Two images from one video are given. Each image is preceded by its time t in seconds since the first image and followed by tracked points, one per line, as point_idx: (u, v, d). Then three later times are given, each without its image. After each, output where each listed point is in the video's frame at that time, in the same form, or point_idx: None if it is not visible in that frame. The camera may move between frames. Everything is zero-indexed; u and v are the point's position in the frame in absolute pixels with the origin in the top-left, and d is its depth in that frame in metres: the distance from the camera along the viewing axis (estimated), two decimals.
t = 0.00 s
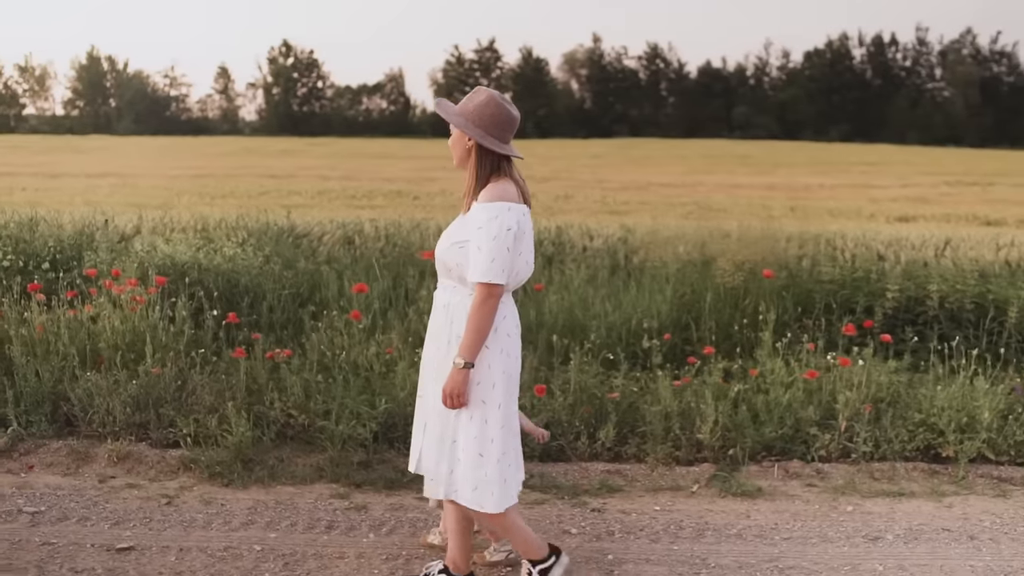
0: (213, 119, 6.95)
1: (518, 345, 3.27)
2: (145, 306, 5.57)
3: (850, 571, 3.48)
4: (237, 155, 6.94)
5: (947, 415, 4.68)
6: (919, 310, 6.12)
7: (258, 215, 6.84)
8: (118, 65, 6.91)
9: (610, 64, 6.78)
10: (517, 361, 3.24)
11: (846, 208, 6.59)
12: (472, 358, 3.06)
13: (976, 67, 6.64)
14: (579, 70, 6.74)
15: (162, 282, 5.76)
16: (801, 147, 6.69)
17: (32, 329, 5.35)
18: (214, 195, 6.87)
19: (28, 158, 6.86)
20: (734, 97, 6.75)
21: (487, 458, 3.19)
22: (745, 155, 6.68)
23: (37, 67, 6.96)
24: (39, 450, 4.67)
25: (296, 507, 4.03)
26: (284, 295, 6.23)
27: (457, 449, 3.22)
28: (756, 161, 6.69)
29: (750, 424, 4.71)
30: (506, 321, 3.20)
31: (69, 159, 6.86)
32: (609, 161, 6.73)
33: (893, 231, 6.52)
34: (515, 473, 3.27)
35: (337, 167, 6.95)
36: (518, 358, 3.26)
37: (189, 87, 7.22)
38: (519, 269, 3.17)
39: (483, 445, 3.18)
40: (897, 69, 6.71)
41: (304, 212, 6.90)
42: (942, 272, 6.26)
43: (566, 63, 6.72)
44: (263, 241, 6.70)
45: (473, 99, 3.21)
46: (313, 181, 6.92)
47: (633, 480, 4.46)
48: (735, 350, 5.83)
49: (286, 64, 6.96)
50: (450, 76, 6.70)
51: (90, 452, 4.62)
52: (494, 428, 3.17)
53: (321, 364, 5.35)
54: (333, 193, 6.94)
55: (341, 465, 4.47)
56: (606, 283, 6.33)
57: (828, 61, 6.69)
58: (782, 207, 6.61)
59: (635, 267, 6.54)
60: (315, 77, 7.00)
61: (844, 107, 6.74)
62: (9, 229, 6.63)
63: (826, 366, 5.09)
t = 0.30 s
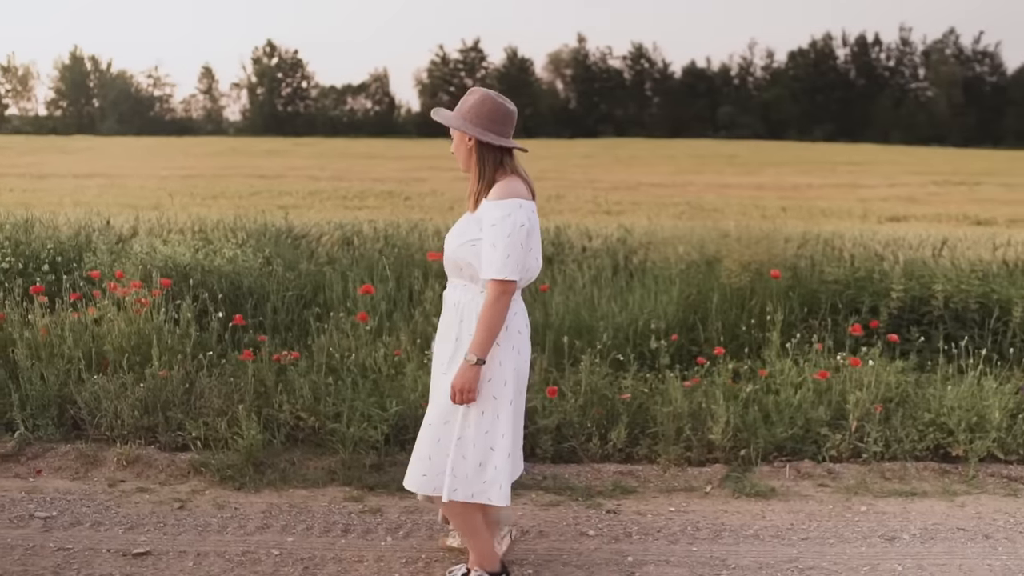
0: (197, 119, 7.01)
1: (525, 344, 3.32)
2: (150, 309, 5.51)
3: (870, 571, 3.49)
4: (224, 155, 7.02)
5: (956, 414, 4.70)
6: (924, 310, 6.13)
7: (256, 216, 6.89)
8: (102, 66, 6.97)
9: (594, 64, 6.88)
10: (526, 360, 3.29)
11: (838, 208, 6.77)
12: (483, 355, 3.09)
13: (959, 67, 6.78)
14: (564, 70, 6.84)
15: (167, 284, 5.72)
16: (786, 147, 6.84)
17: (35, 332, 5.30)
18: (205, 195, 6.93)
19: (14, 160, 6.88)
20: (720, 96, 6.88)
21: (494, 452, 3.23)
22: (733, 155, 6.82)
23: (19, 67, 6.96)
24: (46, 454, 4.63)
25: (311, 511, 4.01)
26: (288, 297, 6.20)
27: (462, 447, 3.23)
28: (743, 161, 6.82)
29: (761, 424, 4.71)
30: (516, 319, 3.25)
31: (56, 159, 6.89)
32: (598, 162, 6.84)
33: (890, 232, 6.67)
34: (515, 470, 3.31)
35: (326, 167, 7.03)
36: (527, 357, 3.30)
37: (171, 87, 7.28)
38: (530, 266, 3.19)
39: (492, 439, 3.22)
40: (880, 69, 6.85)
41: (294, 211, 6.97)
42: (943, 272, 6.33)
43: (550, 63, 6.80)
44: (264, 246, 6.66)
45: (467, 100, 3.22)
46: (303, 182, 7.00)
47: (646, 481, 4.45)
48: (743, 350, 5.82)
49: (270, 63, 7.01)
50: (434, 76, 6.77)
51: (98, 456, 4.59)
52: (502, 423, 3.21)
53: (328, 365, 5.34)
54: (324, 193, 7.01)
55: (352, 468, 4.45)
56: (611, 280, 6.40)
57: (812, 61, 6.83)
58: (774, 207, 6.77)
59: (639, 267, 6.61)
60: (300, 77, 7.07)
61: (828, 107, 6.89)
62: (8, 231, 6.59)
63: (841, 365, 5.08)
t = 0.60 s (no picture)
0: (182, 119, 7.03)
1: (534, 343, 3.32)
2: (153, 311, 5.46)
3: (889, 570, 3.50)
4: (210, 155, 7.04)
5: (966, 413, 4.73)
6: (928, 309, 6.15)
7: (254, 218, 6.93)
8: (86, 66, 6.98)
9: (579, 64, 6.94)
10: (534, 358, 3.29)
11: (835, 207, 6.86)
12: (497, 355, 3.08)
13: (942, 67, 6.91)
14: (549, 69, 6.90)
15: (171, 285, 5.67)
16: (771, 146, 6.95)
17: (39, 334, 5.26)
18: (195, 195, 6.94)
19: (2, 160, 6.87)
20: (705, 96, 6.98)
21: (505, 450, 3.22)
22: (720, 155, 6.93)
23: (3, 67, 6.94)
24: (55, 457, 4.60)
25: (326, 513, 3.99)
26: (292, 298, 6.16)
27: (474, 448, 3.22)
28: (729, 160, 6.94)
29: (773, 424, 4.71)
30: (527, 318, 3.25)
31: (42, 160, 6.90)
32: (586, 162, 6.93)
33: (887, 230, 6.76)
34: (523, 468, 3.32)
35: (314, 167, 7.04)
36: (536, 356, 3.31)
37: (155, 87, 7.30)
38: (541, 264, 3.18)
39: (504, 437, 3.20)
40: (865, 69, 6.98)
41: (284, 210, 7.01)
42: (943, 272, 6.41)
43: (535, 63, 6.87)
44: (264, 246, 6.63)
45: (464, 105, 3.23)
46: (290, 182, 7.03)
47: (658, 481, 4.45)
48: (750, 349, 5.82)
49: (255, 63, 7.03)
50: (420, 76, 6.97)
51: (107, 459, 4.56)
52: (513, 421, 3.21)
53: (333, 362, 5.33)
54: (316, 194, 7.04)
55: (363, 469, 4.44)
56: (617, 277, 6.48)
57: (797, 61, 6.95)
58: (764, 207, 6.88)
59: (645, 266, 6.69)
60: (285, 77, 7.10)
61: (813, 106, 7.00)
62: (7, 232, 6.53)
63: (851, 365, 5.09)
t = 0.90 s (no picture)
0: (167, 120, 6.96)
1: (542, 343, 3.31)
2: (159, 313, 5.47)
3: (909, 570, 3.50)
4: (199, 155, 6.97)
5: (976, 412, 4.76)
6: (934, 309, 6.16)
7: (253, 219, 6.84)
8: (70, 66, 6.89)
9: (565, 64, 6.97)
10: (543, 359, 3.28)
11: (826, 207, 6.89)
12: (507, 362, 3.07)
13: (926, 67, 6.95)
14: (535, 70, 6.92)
15: (178, 286, 5.66)
16: (757, 146, 6.97)
17: (44, 336, 5.23)
18: (186, 196, 6.85)
19: None
20: (689, 96, 7.01)
21: (521, 453, 3.21)
22: (708, 155, 6.94)
23: None
24: (64, 461, 4.57)
25: (341, 516, 3.97)
26: (298, 300, 6.15)
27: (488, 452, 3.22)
28: (719, 159, 6.95)
29: (784, 425, 4.72)
30: (533, 320, 3.23)
31: (30, 160, 6.82)
32: (576, 162, 6.93)
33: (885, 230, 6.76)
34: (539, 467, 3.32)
35: (302, 167, 6.98)
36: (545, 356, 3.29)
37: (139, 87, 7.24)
38: (542, 266, 3.17)
39: (518, 441, 3.20)
40: (849, 69, 7.01)
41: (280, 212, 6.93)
42: (944, 272, 6.40)
43: (521, 63, 6.89)
44: (265, 248, 6.59)
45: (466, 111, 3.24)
46: (279, 182, 6.96)
47: (672, 482, 4.45)
48: (758, 349, 5.86)
49: (240, 64, 6.99)
50: (405, 76, 6.99)
51: (117, 462, 4.53)
52: (527, 424, 3.20)
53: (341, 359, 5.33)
54: (307, 194, 6.97)
55: (376, 472, 4.42)
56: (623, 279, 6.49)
57: (782, 61, 6.97)
58: (758, 207, 6.85)
59: (652, 267, 6.68)
60: (270, 77, 7.07)
61: (796, 105, 7.04)
62: (7, 234, 6.48)
63: (861, 365, 5.12)
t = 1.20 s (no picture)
0: (152, 120, 7.07)
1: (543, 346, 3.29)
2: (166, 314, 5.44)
3: (928, 569, 3.52)
4: (187, 155, 7.08)
5: (986, 412, 4.79)
6: (939, 309, 6.19)
7: (254, 219, 6.90)
8: (54, 66, 6.96)
9: (551, 64, 7.11)
10: (544, 362, 3.28)
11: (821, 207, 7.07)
12: (505, 369, 3.07)
13: (911, 67, 7.15)
14: (521, 69, 7.06)
15: (185, 288, 5.64)
16: (740, 145, 7.18)
17: (50, 340, 5.20)
18: (179, 196, 6.96)
19: None
20: (676, 96, 7.21)
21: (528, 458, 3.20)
22: (696, 154, 7.16)
23: None
24: (75, 465, 4.54)
25: (358, 519, 3.96)
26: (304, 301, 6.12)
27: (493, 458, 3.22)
28: (706, 159, 7.17)
29: (797, 426, 4.74)
30: (531, 325, 3.22)
31: (14, 161, 6.88)
32: (565, 163, 7.08)
33: (883, 231, 6.85)
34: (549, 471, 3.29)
35: (291, 167, 7.10)
36: (546, 359, 3.28)
37: (123, 87, 7.33)
38: (541, 272, 3.16)
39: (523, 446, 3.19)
40: (835, 69, 7.22)
41: (264, 213, 7.01)
42: (949, 272, 6.48)
43: (508, 63, 7.02)
44: (268, 250, 6.54)
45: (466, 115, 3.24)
46: (267, 183, 7.07)
47: (686, 482, 4.46)
48: (766, 349, 5.87)
49: (225, 64, 7.11)
50: (392, 76, 7.13)
51: (129, 466, 4.50)
52: (533, 428, 3.20)
53: (350, 359, 5.32)
54: (300, 194, 7.08)
55: (391, 474, 4.41)
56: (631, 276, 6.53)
57: (767, 61, 7.17)
58: (751, 207, 7.05)
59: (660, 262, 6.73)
60: (257, 77, 7.17)
61: (782, 106, 7.24)
62: (9, 236, 6.44)
63: (873, 366, 5.14)
